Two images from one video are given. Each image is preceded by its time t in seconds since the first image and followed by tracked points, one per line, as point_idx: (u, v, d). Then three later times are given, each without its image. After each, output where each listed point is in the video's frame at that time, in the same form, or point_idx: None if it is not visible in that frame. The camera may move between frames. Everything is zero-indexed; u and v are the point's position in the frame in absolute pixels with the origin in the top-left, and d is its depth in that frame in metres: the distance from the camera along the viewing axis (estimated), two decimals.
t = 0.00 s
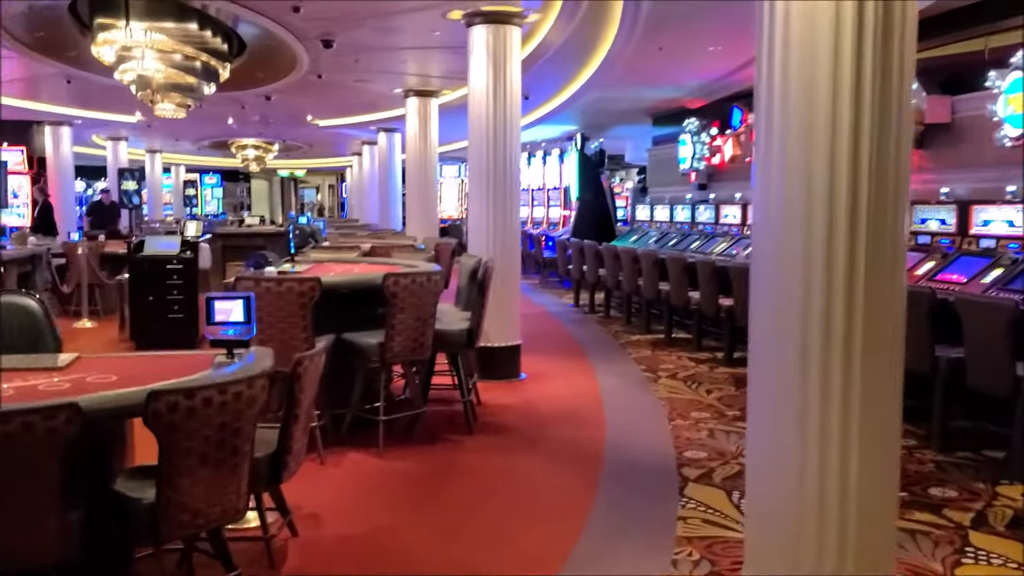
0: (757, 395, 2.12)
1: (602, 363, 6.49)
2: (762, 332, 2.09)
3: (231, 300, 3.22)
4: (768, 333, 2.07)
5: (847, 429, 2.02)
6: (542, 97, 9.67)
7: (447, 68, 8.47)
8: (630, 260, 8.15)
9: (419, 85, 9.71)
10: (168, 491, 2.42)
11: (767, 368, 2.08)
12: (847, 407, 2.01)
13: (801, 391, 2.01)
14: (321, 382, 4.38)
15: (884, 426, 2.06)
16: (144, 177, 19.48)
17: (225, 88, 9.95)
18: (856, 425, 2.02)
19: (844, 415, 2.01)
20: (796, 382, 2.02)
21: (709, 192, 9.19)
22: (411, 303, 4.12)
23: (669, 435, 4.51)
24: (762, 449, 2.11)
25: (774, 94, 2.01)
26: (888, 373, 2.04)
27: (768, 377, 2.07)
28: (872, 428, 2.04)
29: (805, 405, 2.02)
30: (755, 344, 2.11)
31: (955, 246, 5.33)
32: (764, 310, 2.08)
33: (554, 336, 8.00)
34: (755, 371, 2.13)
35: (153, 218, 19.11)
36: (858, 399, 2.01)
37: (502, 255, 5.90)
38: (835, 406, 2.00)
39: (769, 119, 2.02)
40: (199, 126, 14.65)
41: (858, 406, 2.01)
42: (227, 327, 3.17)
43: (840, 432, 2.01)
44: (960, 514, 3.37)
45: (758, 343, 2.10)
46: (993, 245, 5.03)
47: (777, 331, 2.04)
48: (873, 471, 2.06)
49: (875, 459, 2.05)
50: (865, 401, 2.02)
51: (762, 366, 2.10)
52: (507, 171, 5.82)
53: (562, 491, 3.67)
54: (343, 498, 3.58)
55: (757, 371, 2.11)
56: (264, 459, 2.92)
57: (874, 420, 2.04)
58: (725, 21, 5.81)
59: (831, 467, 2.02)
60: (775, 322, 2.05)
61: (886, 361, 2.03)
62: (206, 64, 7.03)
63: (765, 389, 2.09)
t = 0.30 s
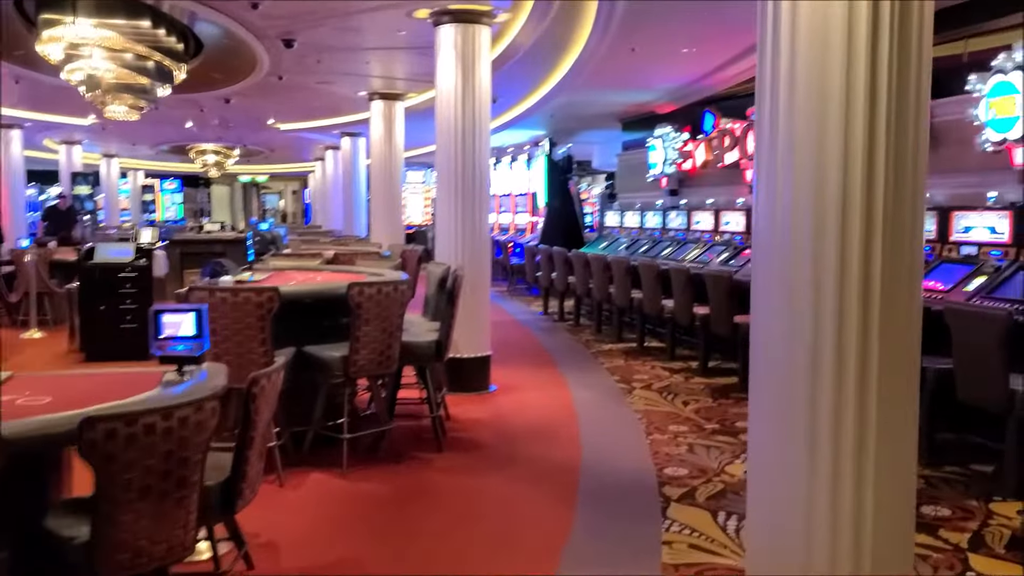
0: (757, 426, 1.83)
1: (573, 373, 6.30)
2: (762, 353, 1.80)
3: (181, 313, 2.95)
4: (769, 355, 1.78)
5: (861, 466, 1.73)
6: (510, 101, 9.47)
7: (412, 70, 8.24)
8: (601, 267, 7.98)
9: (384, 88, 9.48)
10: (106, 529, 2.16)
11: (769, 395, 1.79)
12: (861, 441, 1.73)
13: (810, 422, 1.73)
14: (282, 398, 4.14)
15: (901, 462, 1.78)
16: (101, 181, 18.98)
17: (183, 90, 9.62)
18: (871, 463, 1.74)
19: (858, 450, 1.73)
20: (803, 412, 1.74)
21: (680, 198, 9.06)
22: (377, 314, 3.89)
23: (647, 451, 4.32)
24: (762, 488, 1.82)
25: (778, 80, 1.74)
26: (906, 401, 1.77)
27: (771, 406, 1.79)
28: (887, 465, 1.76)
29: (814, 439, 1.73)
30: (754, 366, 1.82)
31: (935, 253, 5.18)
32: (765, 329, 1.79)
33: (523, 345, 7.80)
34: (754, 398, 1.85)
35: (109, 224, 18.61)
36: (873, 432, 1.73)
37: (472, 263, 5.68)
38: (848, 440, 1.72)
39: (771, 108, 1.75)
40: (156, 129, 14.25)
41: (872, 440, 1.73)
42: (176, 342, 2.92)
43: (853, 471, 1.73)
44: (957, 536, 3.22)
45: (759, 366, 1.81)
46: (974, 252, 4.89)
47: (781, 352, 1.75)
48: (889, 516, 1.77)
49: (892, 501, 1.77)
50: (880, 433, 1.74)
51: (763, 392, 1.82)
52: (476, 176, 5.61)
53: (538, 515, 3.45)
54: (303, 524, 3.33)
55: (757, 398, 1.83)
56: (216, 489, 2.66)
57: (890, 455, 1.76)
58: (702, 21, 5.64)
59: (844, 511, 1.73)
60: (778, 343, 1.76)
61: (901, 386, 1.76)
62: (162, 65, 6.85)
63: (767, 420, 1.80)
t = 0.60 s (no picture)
0: (749, 471, 1.62)
1: (526, 388, 6.10)
2: (753, 388, 1.59)
3: (104, 337, 2.66)
4: (761, 388, 1.56)
5: (868, 516, 1.52)
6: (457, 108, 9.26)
7: (355, 76, 7.97)
8: (551, 278, 7.81)
9: (326, 95, 9.19)
10: None
11: (762, 436, 1.57)
12: (867, 489, 1.51)
13: (810, 469, 1.51)
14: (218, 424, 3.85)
15: (913, 509, 1.56)
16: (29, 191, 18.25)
17: (114, 95, 9.20)
18: (880, 511, 1.52)
19: (864, 498, 1.51)
20: (801, 456, 1.52)
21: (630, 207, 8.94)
22: (321, 333, 3.64)
23: (608, 473, 4.13)
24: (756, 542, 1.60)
25: (766, 75, 1.52)
26: (915, 440, 1.56)
27: (764, 446, 1.57)
28: (898, 514, 1.54)
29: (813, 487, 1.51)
30: (745, 403, 1.60)
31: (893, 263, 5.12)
32: (756, 361, 1.57)
33: (473, 358, 7.58)
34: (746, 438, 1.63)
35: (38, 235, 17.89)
36: (881, 477, 1.52)
37: (420, 275, 5.44)
38: (854, 487, 1.50)
39: (761, 109, 1.53)
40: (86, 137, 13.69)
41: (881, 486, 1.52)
42: (98, 370, 2.64)
43: (859, 522, 1.51)
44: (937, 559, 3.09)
45: (750, 401, 1.59)
46: (933, 261, 4.83)
47: (774, 388, 1.53)
48: (901, 570, 1.55)
49: (905, 551, 1.55)
50: (890, 479, 1.52)
51: (755, 430, 1.61)
52: (424, 184, 5.38)
53: (497, 547, 3.22)
54: (241, 565, 3.06)
55: (749, 437, 1.61)
56: (142, 535, 2.38)
57: (902, 503, 1.54)
58: (656, 24, 5.50)
59: (850, 568, 1.51)
60: (771, 377, 1.54)
61: (911, 423, 1.54)
62: (88, 67, 6.30)
63: (759, 465, 1.58)
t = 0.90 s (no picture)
0: (751, 504, 1.45)
1: (490, 398, 5.89)
2: (755, 411, 1.42)
3: (30, 351, 2.44)
4: (765, 405, 1.40)
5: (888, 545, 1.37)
6: (417, 108, 9.02)
7: (312, 74, 7.71)
8: (515, 284, 7.61)
9: (282, 94, 8.89)
10: None
11: (766, 467, 1.40)
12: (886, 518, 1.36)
13: (824, 503, 1.35)
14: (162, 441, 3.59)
15: (934, 535, 1.41)
16: None
17: (59, 93, 8.81)
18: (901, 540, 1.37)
19: (883, 533, 1.36)
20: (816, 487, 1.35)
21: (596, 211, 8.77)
22: (274, 344, 3.39)
23: (578, 490, 3.93)
24: None
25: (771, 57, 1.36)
26: (936, 464, 1.41)
27: (768, 470, 1.40)
28: (919, 541, 1.39)
29: (829, 520, 1.35)
30: (747, 425, 1.43)
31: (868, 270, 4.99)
32: (760, 382, 1.40)
33: (435, 366, 7.35)
34: (745, 467, 1.46)
35: None
36: (902, 507, 1.37)
37: (381, 282, 5.20)
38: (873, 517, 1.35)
39: (764, 100, 1.36)
40: (32, 136, 13.19)
41: (901, 518, 1.37)
42: (22, 388, 2.39)
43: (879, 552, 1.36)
44: None
45: (753, 423, 1.42)
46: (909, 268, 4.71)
47: (783, 410, 1.37)
48: None
49: None
50: (910, 510, 1.38)
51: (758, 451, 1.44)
52: (385, 186, 5.15)
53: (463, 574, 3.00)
54: None
55: (751, 467, 1.44)
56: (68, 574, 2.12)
57: (923, 535, 1.40)
58: (626, 23, 5.32)
59: None
60: (779, 399, 1.37)
61: (931, 445, 1.40)
62: (28, 62, 5.79)
63: (764, 499, 1.41)
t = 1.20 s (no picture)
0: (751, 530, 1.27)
1: (447, 409, 5.66)
2: (756, 417, 1.24)
3: None
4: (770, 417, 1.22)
5: None
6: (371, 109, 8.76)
7: (262, 72, 7.42)
8: (472, 290, 7.39)
9: (231, 93, 8.57)
10: None
11: (769, 484, 1.23)
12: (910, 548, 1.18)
13: (836, 525, 1.17)
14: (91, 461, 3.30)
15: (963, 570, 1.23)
16: None
17: None
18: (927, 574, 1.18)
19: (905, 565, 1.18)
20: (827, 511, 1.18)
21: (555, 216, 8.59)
22: (216, 358, 3.14)
23: (540, 509, 3.73)
24: None
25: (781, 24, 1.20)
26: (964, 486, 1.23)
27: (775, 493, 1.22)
28: None
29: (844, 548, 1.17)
30: (747, 440, 1.26)
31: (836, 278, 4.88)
32: (763, 384, 1.22)
33: (389, 375, 7.10)
34: (744, 481, 1.29)
35: None
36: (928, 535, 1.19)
37: (332, 289, 4.95)
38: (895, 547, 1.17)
39: (768, 68, 1.20)
40: None
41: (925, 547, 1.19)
42: None
43: None
44: None
45: (756, 438, 1.25)
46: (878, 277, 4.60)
47: (791, 422, 1.19)
48: None
49: None
50: (936, 536, 1.20)
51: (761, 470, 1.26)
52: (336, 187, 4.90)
53: None
54: None
55: (750, 489, 1.27)
56: None
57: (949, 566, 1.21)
58: (588, 23, 5.15)
59: None
60: (786, 411, 1.19)
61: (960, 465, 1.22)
62: None
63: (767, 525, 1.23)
